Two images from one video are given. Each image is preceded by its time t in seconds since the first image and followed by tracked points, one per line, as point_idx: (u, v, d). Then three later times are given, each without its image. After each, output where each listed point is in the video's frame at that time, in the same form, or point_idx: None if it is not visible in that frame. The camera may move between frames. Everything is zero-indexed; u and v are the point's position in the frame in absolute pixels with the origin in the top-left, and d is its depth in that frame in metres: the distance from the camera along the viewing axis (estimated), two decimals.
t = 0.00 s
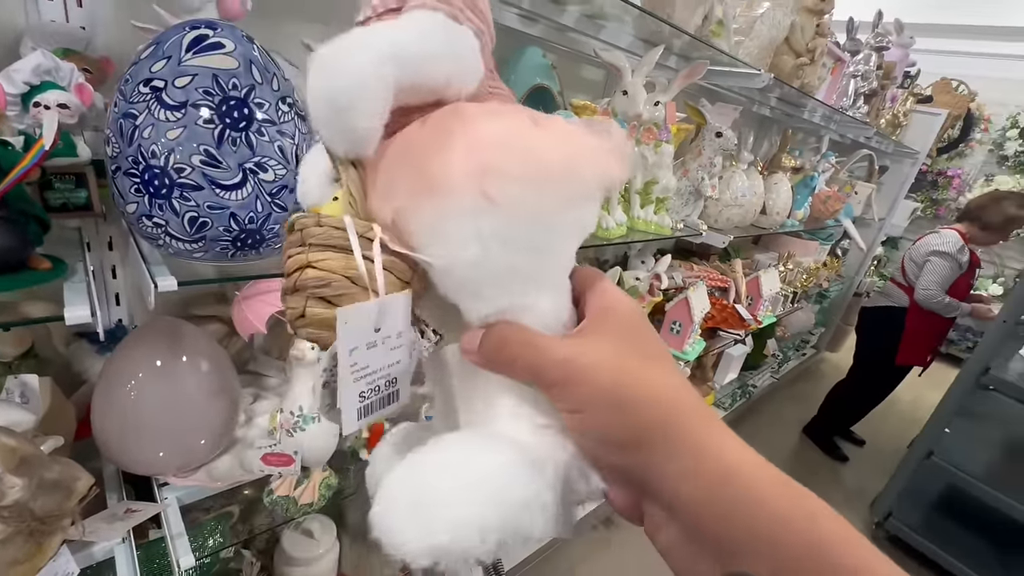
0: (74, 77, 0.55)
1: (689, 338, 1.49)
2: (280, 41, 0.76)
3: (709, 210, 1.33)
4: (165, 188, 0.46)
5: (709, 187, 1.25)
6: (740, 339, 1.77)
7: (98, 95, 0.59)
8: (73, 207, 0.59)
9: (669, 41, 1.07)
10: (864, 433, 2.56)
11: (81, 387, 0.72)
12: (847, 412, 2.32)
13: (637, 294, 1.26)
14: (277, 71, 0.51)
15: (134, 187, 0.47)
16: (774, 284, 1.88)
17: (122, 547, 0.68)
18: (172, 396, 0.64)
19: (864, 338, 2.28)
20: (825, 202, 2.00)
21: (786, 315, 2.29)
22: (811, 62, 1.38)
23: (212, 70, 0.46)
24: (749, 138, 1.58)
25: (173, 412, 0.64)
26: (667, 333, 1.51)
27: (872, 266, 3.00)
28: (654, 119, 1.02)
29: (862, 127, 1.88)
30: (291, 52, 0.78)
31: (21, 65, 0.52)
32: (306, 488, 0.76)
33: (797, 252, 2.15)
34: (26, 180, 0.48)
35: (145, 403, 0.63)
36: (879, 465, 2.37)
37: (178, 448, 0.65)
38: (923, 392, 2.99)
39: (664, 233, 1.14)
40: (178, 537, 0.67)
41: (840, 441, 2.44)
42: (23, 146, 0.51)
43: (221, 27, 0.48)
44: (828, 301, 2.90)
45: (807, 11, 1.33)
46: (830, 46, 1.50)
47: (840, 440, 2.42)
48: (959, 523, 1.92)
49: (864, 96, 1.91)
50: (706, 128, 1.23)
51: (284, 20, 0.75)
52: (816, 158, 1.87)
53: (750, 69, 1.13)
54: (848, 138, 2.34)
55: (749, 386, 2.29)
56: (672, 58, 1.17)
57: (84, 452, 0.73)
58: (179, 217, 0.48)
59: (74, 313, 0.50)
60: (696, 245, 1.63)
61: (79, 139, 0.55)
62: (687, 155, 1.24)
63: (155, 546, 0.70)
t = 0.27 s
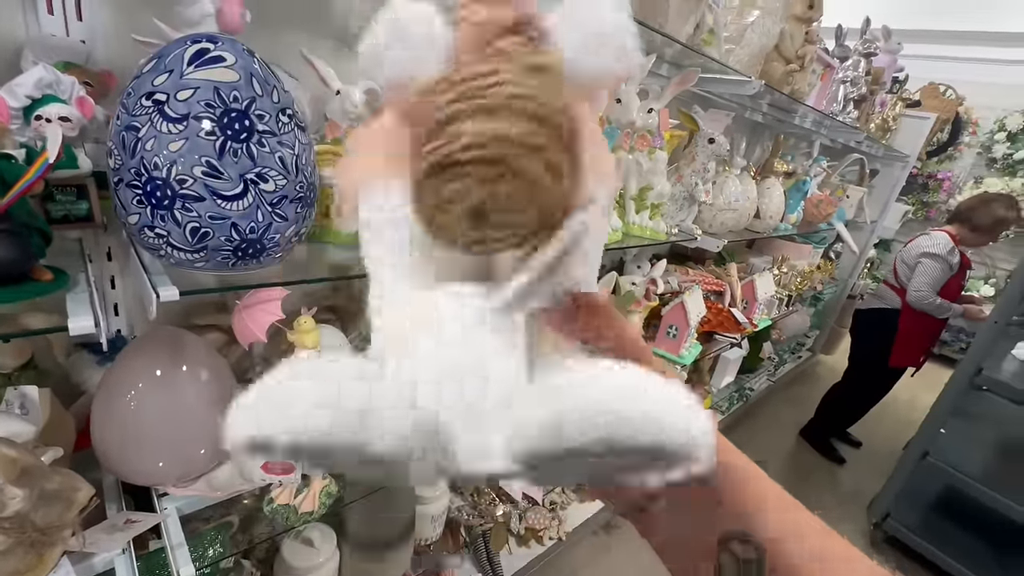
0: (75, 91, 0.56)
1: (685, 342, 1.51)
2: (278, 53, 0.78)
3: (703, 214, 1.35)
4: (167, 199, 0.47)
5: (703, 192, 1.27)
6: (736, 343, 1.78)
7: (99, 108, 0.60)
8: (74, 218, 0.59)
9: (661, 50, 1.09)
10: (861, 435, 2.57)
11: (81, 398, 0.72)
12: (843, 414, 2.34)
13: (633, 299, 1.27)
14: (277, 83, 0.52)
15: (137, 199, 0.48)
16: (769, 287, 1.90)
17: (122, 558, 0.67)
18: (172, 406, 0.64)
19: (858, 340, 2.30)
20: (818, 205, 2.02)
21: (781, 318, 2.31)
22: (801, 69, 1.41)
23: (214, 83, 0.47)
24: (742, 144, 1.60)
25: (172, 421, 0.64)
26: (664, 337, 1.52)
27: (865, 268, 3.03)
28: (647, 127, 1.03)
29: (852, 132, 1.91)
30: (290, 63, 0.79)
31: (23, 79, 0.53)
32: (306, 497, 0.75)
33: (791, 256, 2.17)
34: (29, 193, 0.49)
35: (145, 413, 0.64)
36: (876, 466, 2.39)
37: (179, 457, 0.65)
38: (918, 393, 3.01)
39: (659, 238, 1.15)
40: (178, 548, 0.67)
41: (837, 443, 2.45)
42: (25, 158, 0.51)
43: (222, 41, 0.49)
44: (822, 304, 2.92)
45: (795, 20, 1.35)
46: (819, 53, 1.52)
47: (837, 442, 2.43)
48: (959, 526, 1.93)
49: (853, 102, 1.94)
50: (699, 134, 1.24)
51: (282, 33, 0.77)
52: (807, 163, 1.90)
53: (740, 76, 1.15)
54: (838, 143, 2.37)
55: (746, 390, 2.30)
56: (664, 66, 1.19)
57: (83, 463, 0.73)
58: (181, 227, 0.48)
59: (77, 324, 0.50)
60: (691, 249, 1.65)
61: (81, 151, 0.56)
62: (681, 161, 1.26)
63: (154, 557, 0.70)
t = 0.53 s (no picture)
0: (76, 112, 0.57)
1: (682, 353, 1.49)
2: (277, 71, 0.79)
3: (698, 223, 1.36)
4: (168, 217, 0.47)
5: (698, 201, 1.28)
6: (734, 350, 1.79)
7: (99, 128, 0.61)
8: (74, 238, 0.59)
9: (654, 62, 1.10)
10: (861, 440, 2.57)
11: (79, 416, 0.72)
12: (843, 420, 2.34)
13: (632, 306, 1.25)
14: (276, 101, 0.53)
15: (138, 218, 0.48)
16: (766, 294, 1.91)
17: None
18: (172, 423, 0.64)
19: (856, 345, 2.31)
20: (812, 212, 2.04)
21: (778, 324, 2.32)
22: (791, 79, 1.43)
23: (215, 102, 0.48)
24: (735, 153, 1.62)
25: (173, 439, 0.64)
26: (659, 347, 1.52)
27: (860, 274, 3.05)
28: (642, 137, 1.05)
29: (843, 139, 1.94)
30: (289, 81, 0.80)
31: (25, 101, 0.54)
32: (306, 512, 0.77)
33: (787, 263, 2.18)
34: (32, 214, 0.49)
35: (145, 431, 0.63)
36: (877, 472, 2.38)
37: (179, 475, 0.65)
38: (918, 398, 3.01)
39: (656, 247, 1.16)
40: (178, 567, 0.67)
41: (838, 449, 2.45)
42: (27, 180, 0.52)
43: (222, 61, 0.50)
44: (819, 310, 2.93)
45: (785, 31, 1.37)
46: (808, 64, 1.55)
47: (838, 447, 2.43)
48: (956, 527, 1.93)
49: (843, 110, 1.97)
50: (692, 144, 1.26)
51: (280, 52, 0.78)
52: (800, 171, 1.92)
53: (732, 87, 1.17)
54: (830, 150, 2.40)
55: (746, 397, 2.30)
56: (657, 78, 1.21)
57: (82, 482, 0.72)
58: (182, 245, 0.49)
59: (79, 343, 0.51)
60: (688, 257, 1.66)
61: (82, 171, 0.56)
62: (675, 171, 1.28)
63: None
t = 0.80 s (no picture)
0: (75, 137, 0.58)
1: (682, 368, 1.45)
2: (274, 92, 0.80)
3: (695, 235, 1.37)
4: (165, 239, 0.48)
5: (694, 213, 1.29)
6: (735, 361, 1.78)
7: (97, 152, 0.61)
8: (71, 261, 0.59)
9: (646, 78, 1.12)
10: (866, 449, 2.55)
11: (76, 440, 0.71)
12: (846, 429, 2.32)
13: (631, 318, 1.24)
14: (272, 123, 0.54)
15: (135, 240, 0.49)
16: (765, 304, 1.91)
17: None
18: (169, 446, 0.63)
19: (857, 353, 2.31)
20: (808, 221, 2.05)
21: (778, 334, 2.31)
22: (783, 91, 1.44)
23: (211, 125, 0.48)
24: (730, 165, 1.63)
25: (170, 462, 0.63)
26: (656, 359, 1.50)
27: (859, 281, 3.05)
28: (637, 151, 1.06)
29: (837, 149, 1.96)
30: (285, 102, 0.81)
31: (25, 127, 0.54)
32: (305, 534, 0.76)
33: (785, 272, 2.19)
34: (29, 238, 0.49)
35: (142, 454, 0.63)
36: (883, 481, 2.36)
37: (176, 499, 0.64)
38: (921, 405, 2.99)
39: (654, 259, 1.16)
40: None
41: (843, 458, 2.43)
42: (25, 204, 0.52)
43: (219, 85, 0.51)
44: (819, 318, 2.93)
45: (775, 45, 1.39)
46: (800, 76, 1.57)
47: (842, 457, 2.41)
48: (965, 537, 1.90)
49: (836, 120, 1.99)
50: (687, 157, 1.27)
51: (276, 73, 0.79)
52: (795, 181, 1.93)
53: (725, 100, 1.18)
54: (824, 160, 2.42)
55: (748, 408, 2.28)
56: (650, 93, 1.23)
57: (77, 508, 0.71)
58: (178, 267, 0.49)
59: (75, 367, 0.51)
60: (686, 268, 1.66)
61: (81, 196, 0.57)
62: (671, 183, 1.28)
63: None
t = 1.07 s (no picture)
0: (81, 167, 0.59)
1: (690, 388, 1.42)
2: (272, 116, 0.81)
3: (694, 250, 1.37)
4: (167, 266, 0.48)
5: (692, 228, 1.29)
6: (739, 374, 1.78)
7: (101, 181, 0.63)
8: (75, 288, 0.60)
9: (640, 97, 1.14)
10: (875, 462, 2.52)
11: (76, 467, 0.71)
12: (854, 442, 2.29)
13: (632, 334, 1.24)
14: (273, 150, 0.55)
15: (137, 268, 0.49)
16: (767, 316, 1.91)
17: None
18: (169, 472, 0.63)
19: (861, 364, 2.29)
20: (806, 233, 2.06)
21: (781, 346, 2.30)
22: (776, 107, 1.46)
23: (212, 154, 0.49)
24: (726, 179, 1.65)
25: (170, 488, 0.63)
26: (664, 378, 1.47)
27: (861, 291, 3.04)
28: (632, 168, 1.07)
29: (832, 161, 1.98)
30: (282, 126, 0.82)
31: (31, 159, 0.56)
32: (306, 559, 0.75)
33: (786, 283, 2.19)
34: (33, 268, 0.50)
35: (142, 480, 0.63)
36: (894, 494, 2.32)
37: (176, 525, 0.64)
38: (929, 416, 2.96)
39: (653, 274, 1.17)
40: None
41: (851, 471, 2.40)
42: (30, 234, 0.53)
43: (221, 115, 0.52)
44: (822, 330, 2.92)
45: (766, 62, 1.42)
46: (792, 91, 1.60)
47: (851, 470, 2.37)
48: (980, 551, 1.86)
49: (830, 134, 2.02)
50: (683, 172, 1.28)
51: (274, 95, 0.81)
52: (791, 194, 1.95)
53: (718, 117, 1.20)
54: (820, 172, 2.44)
55: (753, 421, 2.26)
56: (644, 111, 1.25)
57: (77, 536, 0.71)
58: (180, 293, 0.49)
59: (77, 396, 0.51)
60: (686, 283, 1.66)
61: (85, 226, 0.58)
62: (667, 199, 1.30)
63: None
